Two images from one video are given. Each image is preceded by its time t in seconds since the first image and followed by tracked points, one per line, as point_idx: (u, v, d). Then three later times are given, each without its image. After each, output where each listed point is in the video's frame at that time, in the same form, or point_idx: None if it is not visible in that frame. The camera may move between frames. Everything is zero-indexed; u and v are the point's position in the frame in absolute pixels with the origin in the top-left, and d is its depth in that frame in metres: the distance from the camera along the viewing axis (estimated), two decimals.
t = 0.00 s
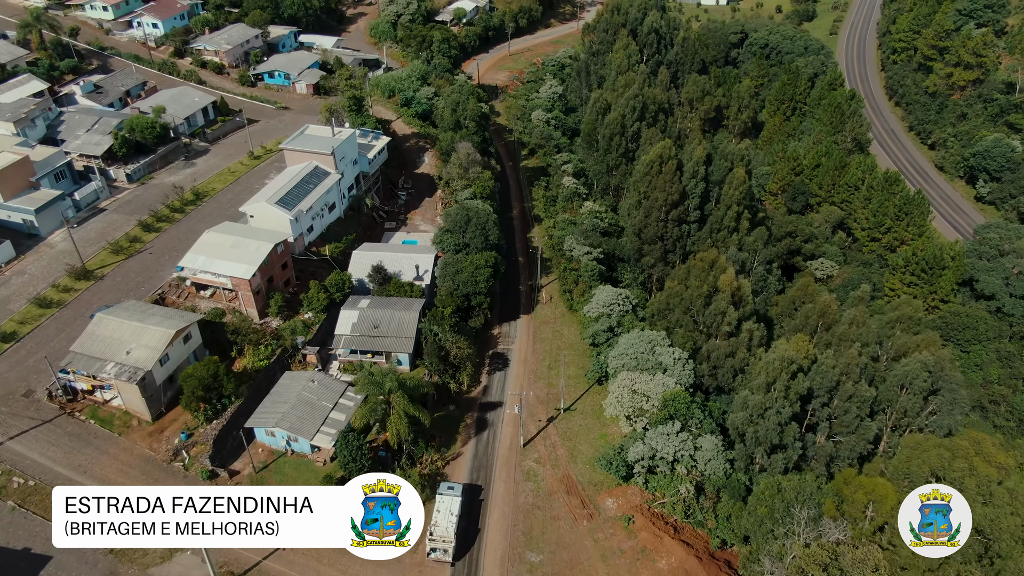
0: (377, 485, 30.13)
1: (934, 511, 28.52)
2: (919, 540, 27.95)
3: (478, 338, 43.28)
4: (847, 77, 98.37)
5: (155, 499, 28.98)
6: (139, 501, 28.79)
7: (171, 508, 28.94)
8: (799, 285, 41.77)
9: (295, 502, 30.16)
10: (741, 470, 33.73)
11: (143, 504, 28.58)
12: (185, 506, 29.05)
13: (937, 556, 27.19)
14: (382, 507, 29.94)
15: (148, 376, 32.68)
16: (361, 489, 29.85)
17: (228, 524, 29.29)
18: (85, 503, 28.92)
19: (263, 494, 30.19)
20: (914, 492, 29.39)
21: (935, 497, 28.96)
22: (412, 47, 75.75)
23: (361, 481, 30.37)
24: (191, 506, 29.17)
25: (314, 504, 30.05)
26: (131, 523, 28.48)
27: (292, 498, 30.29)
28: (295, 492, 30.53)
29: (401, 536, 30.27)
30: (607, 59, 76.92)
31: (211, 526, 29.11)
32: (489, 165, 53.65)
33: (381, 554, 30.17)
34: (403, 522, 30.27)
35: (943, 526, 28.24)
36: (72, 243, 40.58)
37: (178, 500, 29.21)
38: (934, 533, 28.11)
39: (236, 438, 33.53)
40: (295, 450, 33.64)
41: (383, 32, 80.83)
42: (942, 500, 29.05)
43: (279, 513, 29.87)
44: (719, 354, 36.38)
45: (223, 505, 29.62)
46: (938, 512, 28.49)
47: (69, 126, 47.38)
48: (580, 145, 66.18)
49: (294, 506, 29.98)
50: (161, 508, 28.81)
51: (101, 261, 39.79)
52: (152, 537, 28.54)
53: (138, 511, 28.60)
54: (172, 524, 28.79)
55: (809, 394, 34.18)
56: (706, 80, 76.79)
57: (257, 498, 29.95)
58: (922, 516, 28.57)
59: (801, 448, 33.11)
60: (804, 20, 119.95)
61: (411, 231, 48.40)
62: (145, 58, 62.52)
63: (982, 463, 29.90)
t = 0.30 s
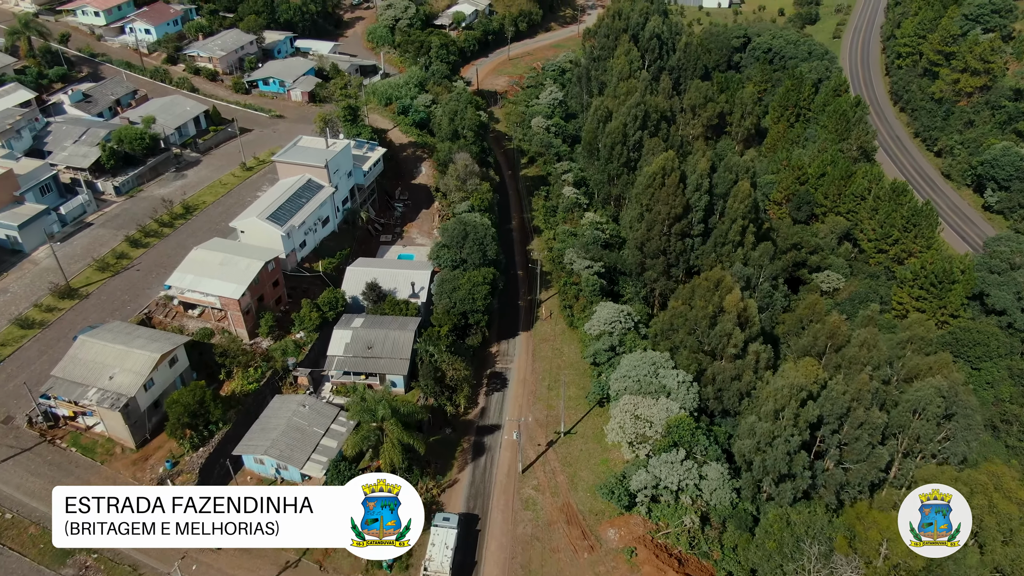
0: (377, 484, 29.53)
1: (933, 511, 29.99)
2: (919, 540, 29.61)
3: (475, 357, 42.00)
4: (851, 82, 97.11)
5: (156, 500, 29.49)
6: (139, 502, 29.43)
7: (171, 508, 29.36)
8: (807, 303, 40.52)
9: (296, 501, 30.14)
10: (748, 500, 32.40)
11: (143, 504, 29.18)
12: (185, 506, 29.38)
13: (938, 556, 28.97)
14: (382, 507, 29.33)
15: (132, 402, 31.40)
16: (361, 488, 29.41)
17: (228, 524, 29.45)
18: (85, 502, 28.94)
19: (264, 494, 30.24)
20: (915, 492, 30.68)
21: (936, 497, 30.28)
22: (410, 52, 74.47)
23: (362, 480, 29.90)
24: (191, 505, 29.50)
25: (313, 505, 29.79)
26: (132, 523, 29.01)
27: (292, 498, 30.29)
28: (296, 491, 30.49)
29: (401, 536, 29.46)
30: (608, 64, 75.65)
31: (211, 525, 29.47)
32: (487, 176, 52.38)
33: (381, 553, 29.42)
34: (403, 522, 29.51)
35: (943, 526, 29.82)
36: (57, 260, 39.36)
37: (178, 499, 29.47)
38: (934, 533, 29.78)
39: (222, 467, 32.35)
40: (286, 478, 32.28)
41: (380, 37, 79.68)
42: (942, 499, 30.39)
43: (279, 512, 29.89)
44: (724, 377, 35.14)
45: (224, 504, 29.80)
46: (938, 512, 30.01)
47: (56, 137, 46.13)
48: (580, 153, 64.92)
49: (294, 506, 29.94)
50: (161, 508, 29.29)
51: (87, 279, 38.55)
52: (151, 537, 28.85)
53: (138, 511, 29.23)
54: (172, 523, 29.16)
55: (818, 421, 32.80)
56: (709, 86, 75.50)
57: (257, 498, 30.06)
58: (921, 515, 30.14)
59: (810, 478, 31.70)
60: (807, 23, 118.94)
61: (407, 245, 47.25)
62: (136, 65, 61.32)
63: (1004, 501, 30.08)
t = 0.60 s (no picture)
0: (377, 484, 29.18)
1: (934, 511, 30.61)
2: (919, 540, 30.69)
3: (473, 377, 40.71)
4: (855, 87, 95.86)
5: (156, 499, 29.34)
6: (139, 502, 29.20)
7: (171, 508, 29.25)
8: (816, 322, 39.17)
9: (295, 501, 29.61)
10: (756, 533, 31.08)
11: (143, 504, 29.01)
12: (185, 506, 29.22)
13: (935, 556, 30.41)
14: (382, 507, 29.14)
15: (113, 432, 30.12)
16: (361, 488, 29.06)
17: (228, 524, 29.25)
18: (85, 503, 28.94)
19: (263, 493, 29.47)
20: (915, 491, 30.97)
21: (936, 497, 30.69)
22: (408, 58, 73.12)
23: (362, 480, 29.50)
24: (191, 506, 29.30)
25: (313, 505, 29.34)
26: (131, 524, 28.86)
27: (292, 498, 29.72)
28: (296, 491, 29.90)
29: (401, 536, 29.19)
30: (610, 71, 74.36)
31: (211, 525, 29.28)
32: (486, 187, 51.09)
33: (381, 553, 29.22)
34: (404, 522, 29.27)
35: (943, 526, 30.74)
36: (41, 278, 38.12)
37: (178, 499, 29.32)
38: (934, 533, 30.74)
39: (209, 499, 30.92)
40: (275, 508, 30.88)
41: (378, 42, 78.45)
42: (942, 499, 30.81)
43: (279, 512, 29.53)
44: (730, 402, 33.85)
45: (223, 504, 29.32)
46: (938, 512, 30.63)
47: (42, 148, 44.86)
48: (581, 162, 63.62)
49: (294, 506, 29.45)
50: (161, 508, 29.20)
51: (71, 298, 37.28)
52: (152, 537, 28.87)
53: (138, 511, 29.06)
54: (172, 524, 29.10)
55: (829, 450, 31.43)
56: (712, 93, 74.39)
57: (257, 498, 29.38)
58: (921, 515, 30.75)
59: (821, 510, 30.32)
60: (809, 27, 117.85)
61: (404, 258, 46.20)
62: (128, 72, 60.08)
63: None
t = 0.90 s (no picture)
0: (377, 484, 29.13)
1: (933, 511, 29.55)
2: (920, 540, 29.29)
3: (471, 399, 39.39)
4: (860, 93, 94.52)
5: (156, 499, 28.24)
6: (139, 501, 28.05)
7: (172, 508, 28.34)
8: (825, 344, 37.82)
9: (295, 501, 29.31)
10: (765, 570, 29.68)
11: (143, 504, 27.90)
12: (185, 506, 28.35)
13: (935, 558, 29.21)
14: (382, 507, 28.97)
15: (94, 464, 28.85)
16: (361, 488, 28.99)
17: (228, 523, 28.68)
18: (85, 503, 27.89)
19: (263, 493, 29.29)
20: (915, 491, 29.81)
21: (936, 497, 29.79)
22: (406, 64, 71.77)
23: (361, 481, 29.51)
24: (191, 506, 28.47)
25: (313, 505, 28.92)
26: (131, 523, 27.85)
27: (292, 498, 29.45)
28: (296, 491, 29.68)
29: (401, 536, 29.00)
30: (611, 77, 73.08)
31: (211, 526, 28.63)
32: (485, 200, 49.77)
33: (381, 554, 28.80)
34: (404, 522, 29.07)
35: (943, 526, 29.61)
36: (23, 297, 36.87)
37: (178, 499, 28.37)
38: (934, 533, 29.56)
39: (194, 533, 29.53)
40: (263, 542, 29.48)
41: (376, 47, 77.17)
42: (942, 499, 30.00)
43: (279, 512, 29.12)
44: (738, 430, 32.54)
45: (223, 504, 28.84)
46: (938, 512, 29.59)
47: (27, 161, 43.58)
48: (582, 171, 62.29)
49: (294, 506, 29.12)
50: (161, 508, 28.22)
51: (54, 319, 36.01)
52: (152, 537, 27.88)
53: (138, 511, 27.98)
54: (172, 524, 28.23)
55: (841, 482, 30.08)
56: (715, 100, 73.19)
57: (257, 497, 29.13)
58: (921, 516, 29.44)
59: (833, 546, 28.93)
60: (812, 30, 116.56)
61: (400, 274, 44.99)
62: (119, 80, 58.82)
63: None
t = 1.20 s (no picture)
0: (377, 496, 27.61)
1: (934, 511, 28.37)
2: (920, 540, 27.70)
3: (468, 423, 38.07)
4: (865, 99, 93.15)
5: (156, 512, 26.41)
6: (139, 514, 26.28)
7: (171, 521, 26.41)
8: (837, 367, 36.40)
9: (296, 514, 27.28)
10: None
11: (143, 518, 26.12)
12: (185, 519, 26.33)
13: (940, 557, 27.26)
14: (382, 520, 27.58)
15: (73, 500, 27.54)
16: (361, 500, 27.37)
17: (228, 536, 26.29)
18: (85, 516, 26.56)
19: (264, 505, 27.11)
20: (915, 492, 28.92)
21: (936, 497, 28.74)
22: (404, 70, 70.36)
23: (360, 493, 27.89)
24: (191, 518, 26.39)
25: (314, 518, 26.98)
26: (132, 536, 26.43)
27: (293, 509, 27.40)
28: (296, 502, 27.57)
29: (401, 548, 27.97)
30: (613, 84, 71.71)
31: (211, 538, 26.45)
32: (483, 213, 48.40)
33: (379, 566, 27.79)
34: (404, 535, 27.85)
35: (943, 526, 28.27)
36: (5, 319, 35.60)
37: (178, 512, 26.36)
38: (934, 533, 28.14)
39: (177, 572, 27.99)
40: None
41: (373, 53, 75.90)
42: (942, 500, 28.95)
43: (280, 525, 27.02)
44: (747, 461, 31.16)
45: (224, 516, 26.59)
46: (938, 512, 28.44)
47: (11, 174, 42.28)
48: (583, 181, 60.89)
49: (295, 519, 27.08)
50: (161, 520, 26.41)
51: (36, 342, 34.71)
52: (152, 550, 26.48)
53: (139, 524, 26.32)
54: (172, 536, 26.47)
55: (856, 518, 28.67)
56: (719, 107, 71.94)
57: (258, 510, 26.93)
58: (921, 516, 28.30)
59: None
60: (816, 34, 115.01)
61: (396, 291, 43.71)
62: (109, 88, 57.54)
63: None
